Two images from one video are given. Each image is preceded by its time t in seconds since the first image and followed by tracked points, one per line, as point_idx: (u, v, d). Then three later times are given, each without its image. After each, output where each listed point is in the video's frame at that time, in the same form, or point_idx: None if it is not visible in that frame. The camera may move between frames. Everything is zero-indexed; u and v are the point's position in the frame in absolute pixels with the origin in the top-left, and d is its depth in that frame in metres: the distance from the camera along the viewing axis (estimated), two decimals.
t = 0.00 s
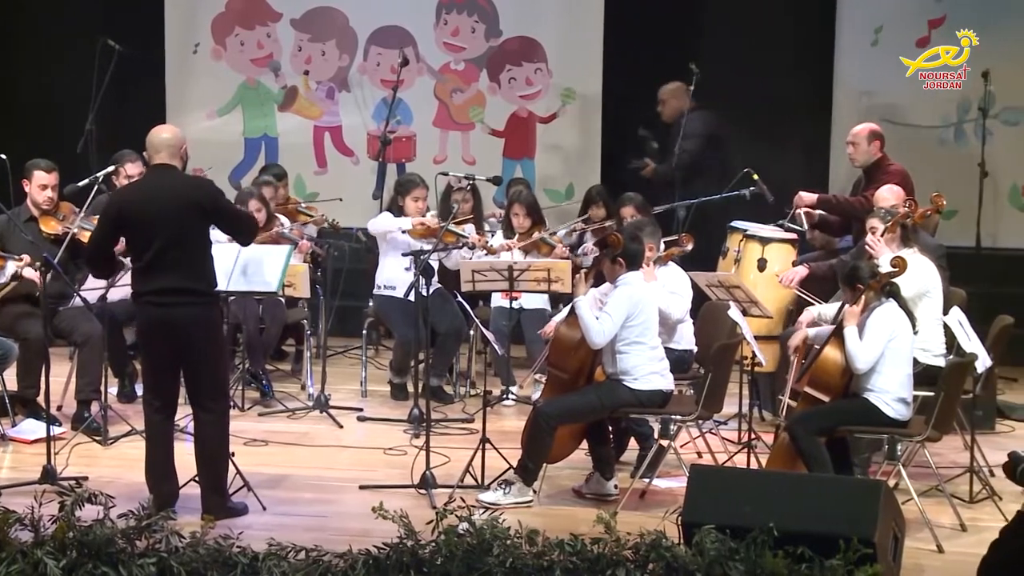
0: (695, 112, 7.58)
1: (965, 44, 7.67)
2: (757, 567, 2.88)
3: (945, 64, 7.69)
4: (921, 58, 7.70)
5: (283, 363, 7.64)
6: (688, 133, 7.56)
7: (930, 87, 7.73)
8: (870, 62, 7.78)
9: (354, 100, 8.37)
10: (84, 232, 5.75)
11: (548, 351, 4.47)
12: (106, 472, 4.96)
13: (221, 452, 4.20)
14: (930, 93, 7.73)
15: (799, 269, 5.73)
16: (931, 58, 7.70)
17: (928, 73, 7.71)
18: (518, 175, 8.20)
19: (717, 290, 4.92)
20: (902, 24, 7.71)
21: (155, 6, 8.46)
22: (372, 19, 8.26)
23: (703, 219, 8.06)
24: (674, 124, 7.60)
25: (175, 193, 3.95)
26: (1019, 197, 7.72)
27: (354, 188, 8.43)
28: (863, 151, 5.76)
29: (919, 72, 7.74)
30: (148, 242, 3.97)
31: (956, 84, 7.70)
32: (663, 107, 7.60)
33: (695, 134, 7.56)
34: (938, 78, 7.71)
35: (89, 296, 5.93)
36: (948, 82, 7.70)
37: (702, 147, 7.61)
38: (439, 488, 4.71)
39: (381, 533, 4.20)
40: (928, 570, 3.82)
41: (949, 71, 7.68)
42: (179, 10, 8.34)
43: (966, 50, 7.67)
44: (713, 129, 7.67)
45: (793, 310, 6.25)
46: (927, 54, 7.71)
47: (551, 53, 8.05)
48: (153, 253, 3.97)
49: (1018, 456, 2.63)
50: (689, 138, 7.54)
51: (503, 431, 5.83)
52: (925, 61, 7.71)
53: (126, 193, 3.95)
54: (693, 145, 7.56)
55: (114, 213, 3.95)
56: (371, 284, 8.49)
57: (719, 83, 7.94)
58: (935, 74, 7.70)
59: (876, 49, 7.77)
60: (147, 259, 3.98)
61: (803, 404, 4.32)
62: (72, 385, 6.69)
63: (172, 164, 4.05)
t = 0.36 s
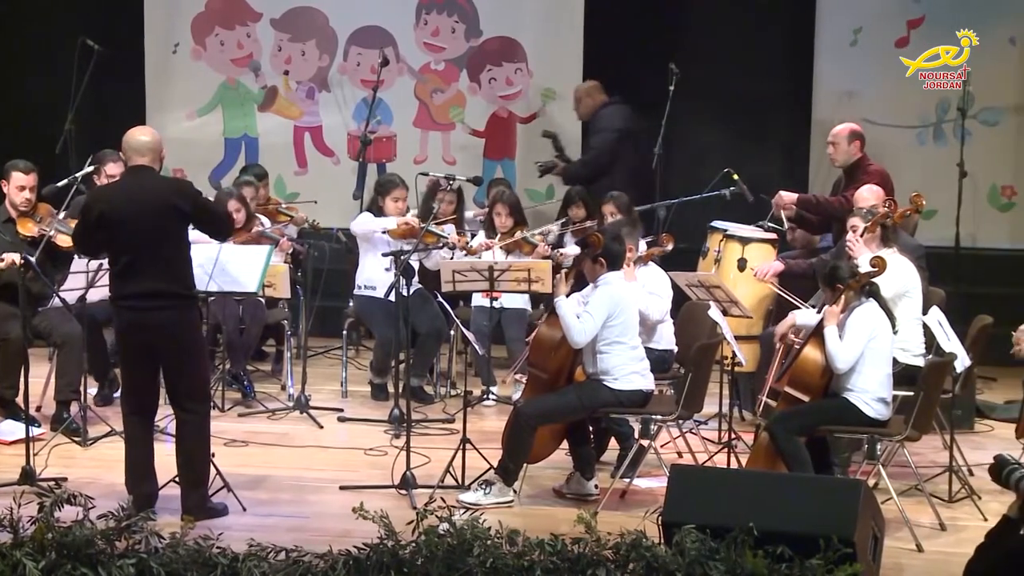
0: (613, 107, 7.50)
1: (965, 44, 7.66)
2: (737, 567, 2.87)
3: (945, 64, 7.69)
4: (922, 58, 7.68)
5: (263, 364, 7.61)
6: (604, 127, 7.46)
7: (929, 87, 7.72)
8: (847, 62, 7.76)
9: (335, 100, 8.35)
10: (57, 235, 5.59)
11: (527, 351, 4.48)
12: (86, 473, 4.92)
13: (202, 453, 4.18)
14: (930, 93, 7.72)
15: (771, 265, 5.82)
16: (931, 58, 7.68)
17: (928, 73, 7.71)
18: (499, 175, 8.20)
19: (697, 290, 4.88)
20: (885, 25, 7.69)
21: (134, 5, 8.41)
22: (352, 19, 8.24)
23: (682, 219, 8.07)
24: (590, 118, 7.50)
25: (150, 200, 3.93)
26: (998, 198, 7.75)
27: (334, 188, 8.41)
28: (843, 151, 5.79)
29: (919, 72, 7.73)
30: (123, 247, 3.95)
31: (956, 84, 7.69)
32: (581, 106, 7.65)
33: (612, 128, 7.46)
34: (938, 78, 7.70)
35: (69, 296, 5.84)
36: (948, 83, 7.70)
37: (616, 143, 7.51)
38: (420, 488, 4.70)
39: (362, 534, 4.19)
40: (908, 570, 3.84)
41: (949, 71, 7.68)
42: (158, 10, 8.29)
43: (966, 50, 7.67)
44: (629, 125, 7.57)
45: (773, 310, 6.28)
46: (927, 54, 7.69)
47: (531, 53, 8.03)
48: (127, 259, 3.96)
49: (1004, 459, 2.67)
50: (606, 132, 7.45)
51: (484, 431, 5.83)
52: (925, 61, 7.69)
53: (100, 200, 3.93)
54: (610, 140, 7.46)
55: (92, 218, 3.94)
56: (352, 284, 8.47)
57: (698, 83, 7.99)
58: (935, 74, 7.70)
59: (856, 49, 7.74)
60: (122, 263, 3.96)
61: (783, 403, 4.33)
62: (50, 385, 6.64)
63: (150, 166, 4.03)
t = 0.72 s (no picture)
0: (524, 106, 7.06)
1: (965, 44, 7.72)
2: (720, 568, 2.87)
3: (945, 64, 7.73)
4: (922, 58, 7.73)
5: (245, 364, 7.58)
6: (510, 127, 7.03)
7: (929, 87, 7.76)
8: (830, 62, 7.86)
9: (317, 100, 8.32)
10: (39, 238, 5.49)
11: (510, 350, 4.48)
12: (67, 474, 4.89)
13: (185, 453, 4.17)
14: (930, 92, 7.75)
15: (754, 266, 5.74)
16: (931, 58, 7.73)
17: (928, 73, 7.75)
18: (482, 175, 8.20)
19: (680, 290, 4.89)
20: (866, 25, 7.79)
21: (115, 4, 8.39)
22: (335, 19, 8.22)
23: (665, 219, 8.09)
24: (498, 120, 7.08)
25: (126, 207, 3.89)
26: (980, 198, 7.80)
27: (317, 188, 8.38)
28: (825, 151, 5.81)
29: (919, 72, 7.77)
30: (104, 254, 3.94)
31: (957, 84, 7.73)
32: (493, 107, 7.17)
33: (520, 127, 7.03)
34: (938, 78, 7.74)
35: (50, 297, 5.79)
36: (948, 82, 7.74)
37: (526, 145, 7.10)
38: (403, 489, 4.69)
39: (345, 534, 4.18)
40: (891, 569, 3.86)
41: (949, 71, 7.73)
42: (140, 9, 8.28)
43: (966, 50, 7.71)
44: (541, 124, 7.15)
45: (756, 310, 6.30)
46: (927, 54, 7.74)
47: (514, 53, 8.04)
48: (108, 267, 3.95)
49: (972, 460, 2.90)
50: (513, 131, 6.99)
51: (467, 431, 5.83)
52: (925, 61, 7.74)
53: (79, 206, 3.91)
54: (517, 141, 7.01)
55: (71, 226, 3.93)
56: (334, 284, 8.44)
57: (681, 84, 8.01)
58: (935, 74, 7.74)
59: (837, 49, 7.84)
60: (104, 270, 3.95)
61: (765, 403, 4.34)
62: (31, 386, 6.59)
63: (128, 172, 4.00)
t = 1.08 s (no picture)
0: (446, 100, 7.12)
1: (966, 45, 7.71)
2: (706, 567, 2.87)
3: (945, 65, 7.73)
4: (922, 59, 7.73)
5: (231, 364, 7.55)
6: (433, 121, 7.03)
7: (930, 88, 7.76)
8: (815, 62, 7.85)
9: (302, 100, 8.30)
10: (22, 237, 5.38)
11: (496, 350, 4.47)
12: (51, 474, 4.86)
13: (172, 454, 4.15)
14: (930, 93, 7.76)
15: (748, 272, 5.71)
16: (931, 58, 7.73)
17: (928, 74, 7.75)
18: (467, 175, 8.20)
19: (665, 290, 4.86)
20: (849, 26, 7.80)
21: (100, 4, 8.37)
22: (320, 19, 8.20)
23: (650, 219, 8.10)
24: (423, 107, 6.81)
25: (112, 209, 3.87)
26: (964, 198, 7.81)
27: (302, 188, 8.37)
28: (810, 151, 5.83)
29: (919, 72, 7.77)
30: (91, 255, 3.92)
31: (956, 85, 7.74)
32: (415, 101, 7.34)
33: (444, 121, 7.05)
34: (938, 79, 7.74)
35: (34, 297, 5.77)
36: (949, 83, 7.74)
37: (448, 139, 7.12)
38: (388, 489, 4.69)
39: (330, 534, 4.17)
40: (876, 568, 3.87)
41: (949, 71, 7.73)
42: (125, 9, 8.25)
43: (966, 50, 7.72)
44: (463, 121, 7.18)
45: (741, 310, 6.31)
46: (927, 54, 7.74)
47: (498, 53, 8.03)
48: (94, 267, 3.94)
49: (932, 461, 2.94)
50: (436, 125, 7.01)
51: (453, 431, 5.82)
52: (925, 62, 7.74)
53: (64, 206, 3.89)
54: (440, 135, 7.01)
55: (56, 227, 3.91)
56: (320, 284, 8.42)
57: (665, 84, 8.03)
58: (935, 74, 7.74)
59: (821, 50, 7.83)
60: (90, 270, 3.94)
61: (750, 403, 4.35)
62: (15, 387, 6.55)
63: (113, 173, 3.97)
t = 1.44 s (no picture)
0: (349, 102, 7.00)
1: (965, 44, 7.73)
2: (689, 567, 2.86)
3: (945, 64, 7.76)
4: (922, 58, 7.75)
5: (214, 365, 7.52)
6: (337, 122, 6.95)
7: (930, 87, 7.81)
8: (798, 62, 7.90)
9: (285, 100, 8.28)
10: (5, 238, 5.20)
11: (479, 350, 4.47)
12: (33, 476, 4.83)
13: (154, 455, 4.13)
14: (930, 93, 7.82)
15: (739, 280, 5.68)
16: (931, 58, 7.76)
17: (928, 73, 7.78)
18: (450, 175, 8.20)
19: (648, 290, 4.88)
20: (832, 25, 7.85)
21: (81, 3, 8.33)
22: (303, 18, 8.18)
23: (633, 219, 8.11)
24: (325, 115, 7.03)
25: (95, 203, 3.86)
26: (945, 198, 7.84)
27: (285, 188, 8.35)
28: (794, 151, 5.84)
29: (919, 71, 7.78)
30: (74, 251, 3.90)
31: (956, 84, 7.76)
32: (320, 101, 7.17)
33: (349, 121, 6.94)
34: (938, 78, 7.78)
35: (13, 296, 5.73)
36: (948, 82, 7.78)
37: (354, 139, 7.04)
38: (372, 489, 4.68)
39: (313, 535, 4.16)
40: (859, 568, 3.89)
41: (949, 71, 7.76)
42: (107, 10, 8.23)
43: (966, 50, 7.73)
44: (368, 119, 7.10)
45: (725, 310, 6.33)
46: (927, 54, 7.76)
47: (482, 53, 8.03)
48: (77, 263, 3.91)
49: (902, 462, 2.88)
50: (342, 126, 6.92)
51: (436, 432, 5.82)
52: (925, 61, 7.76)
53: (47, 202, 3.90)
54: (346, 136, 6.94)
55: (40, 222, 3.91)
56: (303, 284, 8.40)
57: (648, 84, 8.05)
58: (935, 74, 7.78)
59: (804, 50, 7.89)
60: (73, 266, 3.92)
61: (734, 402, 4.38)
62: None
63: (97, 168, 3.97)
